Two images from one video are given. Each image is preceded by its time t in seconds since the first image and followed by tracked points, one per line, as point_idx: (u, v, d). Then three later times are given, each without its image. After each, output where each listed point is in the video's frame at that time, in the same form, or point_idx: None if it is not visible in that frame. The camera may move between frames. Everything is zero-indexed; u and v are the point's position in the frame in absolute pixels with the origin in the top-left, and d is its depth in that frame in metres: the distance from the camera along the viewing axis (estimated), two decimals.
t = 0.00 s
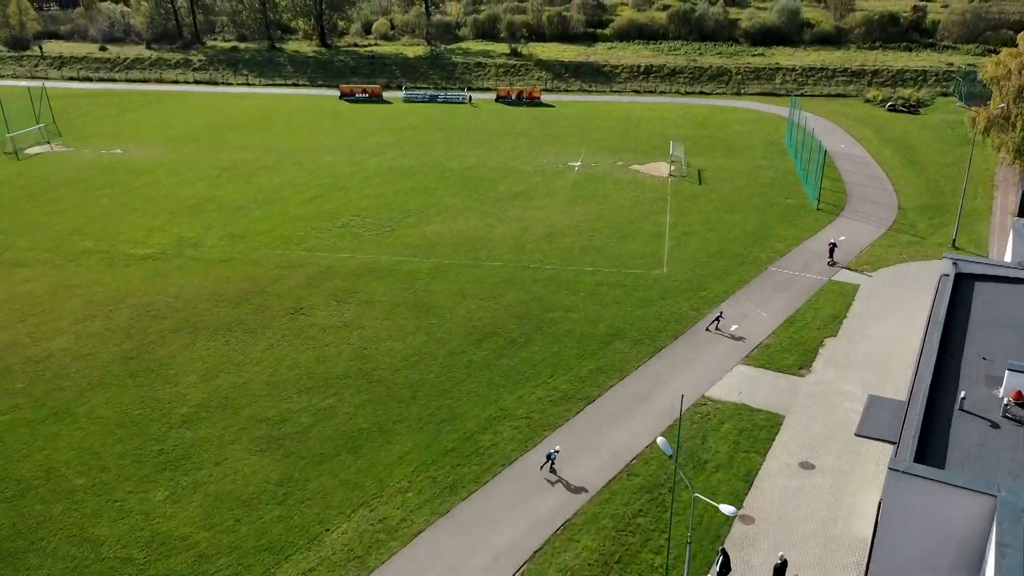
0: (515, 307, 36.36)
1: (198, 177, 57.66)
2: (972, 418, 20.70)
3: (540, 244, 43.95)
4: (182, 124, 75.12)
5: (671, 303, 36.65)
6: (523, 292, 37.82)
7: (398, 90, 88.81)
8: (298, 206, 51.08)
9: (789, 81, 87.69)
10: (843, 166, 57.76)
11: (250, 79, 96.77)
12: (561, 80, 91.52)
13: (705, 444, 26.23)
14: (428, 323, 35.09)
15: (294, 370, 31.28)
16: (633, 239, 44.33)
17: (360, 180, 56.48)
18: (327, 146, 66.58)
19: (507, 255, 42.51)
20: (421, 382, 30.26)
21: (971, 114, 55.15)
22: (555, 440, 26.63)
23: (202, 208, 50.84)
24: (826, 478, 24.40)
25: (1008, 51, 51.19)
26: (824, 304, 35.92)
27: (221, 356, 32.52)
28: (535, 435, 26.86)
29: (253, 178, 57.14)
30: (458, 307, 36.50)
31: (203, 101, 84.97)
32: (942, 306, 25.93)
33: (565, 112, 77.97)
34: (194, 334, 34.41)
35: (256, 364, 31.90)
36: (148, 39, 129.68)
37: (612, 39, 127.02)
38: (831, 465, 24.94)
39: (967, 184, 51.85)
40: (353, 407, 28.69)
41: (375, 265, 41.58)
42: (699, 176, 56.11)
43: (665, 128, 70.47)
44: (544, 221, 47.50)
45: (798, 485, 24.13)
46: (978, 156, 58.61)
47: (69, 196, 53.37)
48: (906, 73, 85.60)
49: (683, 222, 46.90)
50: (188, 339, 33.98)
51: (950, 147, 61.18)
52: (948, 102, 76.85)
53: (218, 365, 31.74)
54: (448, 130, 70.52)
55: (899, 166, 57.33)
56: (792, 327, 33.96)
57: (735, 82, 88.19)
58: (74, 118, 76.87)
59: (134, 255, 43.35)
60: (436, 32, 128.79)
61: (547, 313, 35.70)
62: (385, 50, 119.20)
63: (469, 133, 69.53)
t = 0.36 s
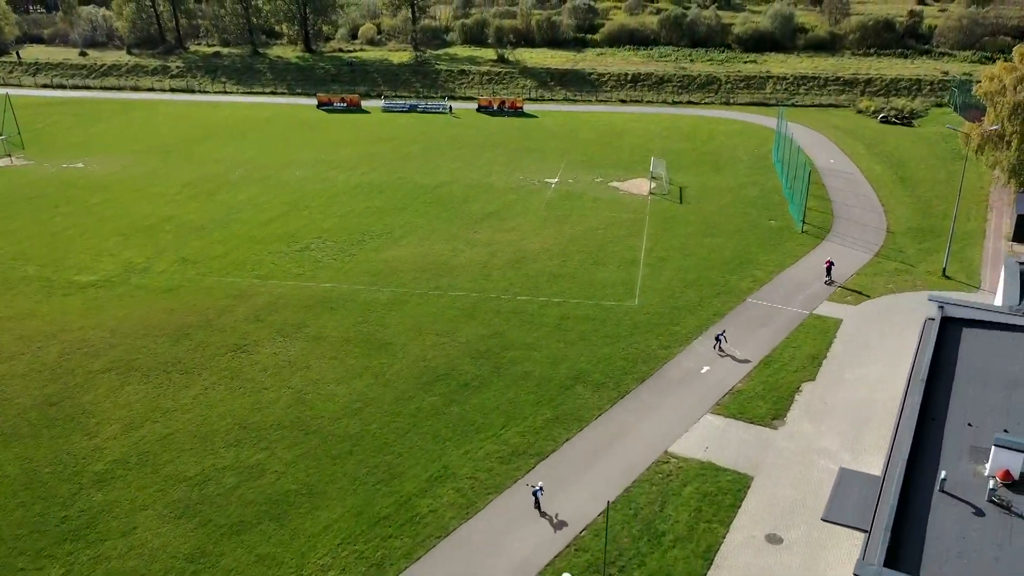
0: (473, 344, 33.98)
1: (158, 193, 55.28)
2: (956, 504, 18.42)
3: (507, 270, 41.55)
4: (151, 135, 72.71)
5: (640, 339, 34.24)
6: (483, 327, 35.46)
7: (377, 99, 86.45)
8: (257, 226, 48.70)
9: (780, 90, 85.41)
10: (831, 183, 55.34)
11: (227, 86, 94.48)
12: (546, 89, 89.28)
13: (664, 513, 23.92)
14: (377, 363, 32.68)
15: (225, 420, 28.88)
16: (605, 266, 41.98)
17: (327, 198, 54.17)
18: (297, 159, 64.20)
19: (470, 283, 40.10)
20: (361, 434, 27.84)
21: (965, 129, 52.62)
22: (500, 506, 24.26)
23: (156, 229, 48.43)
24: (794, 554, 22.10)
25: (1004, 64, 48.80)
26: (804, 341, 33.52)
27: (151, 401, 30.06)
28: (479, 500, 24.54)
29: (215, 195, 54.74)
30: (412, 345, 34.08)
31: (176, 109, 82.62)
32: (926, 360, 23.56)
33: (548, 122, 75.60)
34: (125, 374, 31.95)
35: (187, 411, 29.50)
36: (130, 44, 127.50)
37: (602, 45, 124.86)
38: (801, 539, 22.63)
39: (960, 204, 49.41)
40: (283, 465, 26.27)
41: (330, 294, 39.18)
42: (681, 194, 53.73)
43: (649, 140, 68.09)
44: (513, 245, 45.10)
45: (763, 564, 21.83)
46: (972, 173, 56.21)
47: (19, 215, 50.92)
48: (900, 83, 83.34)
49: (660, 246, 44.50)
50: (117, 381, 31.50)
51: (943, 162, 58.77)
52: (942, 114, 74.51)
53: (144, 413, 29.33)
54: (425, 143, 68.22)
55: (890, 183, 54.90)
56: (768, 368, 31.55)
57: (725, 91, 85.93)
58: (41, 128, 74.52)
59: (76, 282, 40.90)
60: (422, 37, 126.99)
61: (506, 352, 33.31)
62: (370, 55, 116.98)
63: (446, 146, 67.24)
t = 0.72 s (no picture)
0: (420, 386, 31.77)
1: (113, 211, 53.12)
2: None
3: (466, 300, 39.40)
4: (117, 146, 70.52)
5: (600, 380, 32.03)
6: (433, 366, 33.23)
7: (355, 109, 84.30)
8: (211, 249, 46.53)
9: (769, 100, 83.32)
10: (815, 201, 53.15)
11: (203, 95, 92.37)
12: (529, 98, 87.22)
13: None
14: (314, 408, 30.43)
15: (140, 475, 26.62)
16: (570, 295, 39.83)
17: (289, 217, 52.04)
18: (264, 172, 62.03)
19: (426, 314, 37.94)
20: (286, 494, 25.65)
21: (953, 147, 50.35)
22: None
23: (105, 251, 46.21)
24: None
25: (993, 81, 46.54)
26: (773, 384, 31.31)
27: (64, 453, 27.85)
28: None
29: (173, 214, 52.57)
30: (354, 386, 31.83)
31: (147, 118, 80.46)
32: (895, 426, 21.35)
33: (527, 134, 73.47)
34: (41, 421, 29.69)
35: (100, 464, 27.25)
36: (112, 49, 125.48)
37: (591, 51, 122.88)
38: None
39: (947, 226, 47.21)
40: (196, 532, 24.07)
41: (275, 327, 37.00)
42: (657, 213, 51.55)
43: (630, 154, 65.97)
44: (476, 271, 42.97)
45: None
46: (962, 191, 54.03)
47: None
48: (890, 93, 81.21)
49: (630, 273, 42.32)
50: (32, 430, 29.25)
51: (931, 179, 56.61)
52: (933, 126, 72.39)
53: (54, 467, 27.06)
54: (398, 156, 66.09)
55: (875, 201, 52.72)
56: (733, 416, 29.34)
57: (711, 100, 83.86)
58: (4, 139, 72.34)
59: (10, 312, 38.68)
60: (408, 43, 125.20)
61: (454, 395, 31.07)
62: (354, 62, 114.98)
63: (420, 159, 65.13)
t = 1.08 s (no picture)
0: (358, 430, 29.71)
1: (65, 230, 51.20)
2: None
3: (419, 330, 37.43)
4: (81, 157, 68.53)
5: (550, 424, 30.03)
6: (375, 407, 31.18)
7: (331, 118, 82.34)
8: (160, 271, 44.60)
9: (755, 109, 81.39)
10: (795, 219, 51.12)
11: (178, 102, 90.46)
12: (510, 106, 85.32)
13: None
14: (241, 455, 28.35)
15: (42, 537, 24.59)
16: (529, 324, 37.89)
17: (247, 236, 50.08)
18: (228, 186, 60.09)
19: (374, 346, 35.95)
20: (196, 560, 23.65)
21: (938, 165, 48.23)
22: None
23: (48, 274, 44.27)
24: None
25: (978, 98, 44.45)
26: (733, 431, 29.38)
27: None
28: None
29: (126, 232, 50.63)
30: (288, 430, 29.77)
31: (117, 127, 78.53)
32: (848, 501, 19.40)
33: (505, 145, 71.49)
34: None
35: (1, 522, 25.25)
36: (92, 53, 123.72)
37: (579, 57, 121.04)
38: None
39: (930, 248, 45.19)
40: None
41: (214, 359, 34.99)
42: (629, 233, 49.58)
43: (607, 166, 63.98)
44: (433, 296, 41.01)
45: None
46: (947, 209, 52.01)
47: None
48: (879, 103, 79.25)
49: (594, 299, 40.38)
50: None
51: (917, 197, 54.59)
52: (921, 138, 70.42)
53: None
54: (369, 169, 64.15)
55: (857, 220, 50.70)
56: (688, 467, 27.40)
57: (696, 109, 81.92)
58: None
59: None
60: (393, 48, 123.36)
61: (392, 441, 29.01)
62: (337, 67, 113.15)
63: (390, 172, 63.11)
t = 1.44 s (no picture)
0: (291, 474, 27.96)
1: (16, 247, 49.41)
2: None
3: (369, 360, 35.62)
4: (45, 166, 66.73)
5: (495, 467, 28.26)
6: (312, 447, 29.42)
7: (307, 125, 80.53)
8: (108, 293, 42.81)
9: (741, 117, 79.61)
10: (773, 237, 49.27)
11: (153, 108, 88.55)
12: (492, 114, 83.53)
13: None
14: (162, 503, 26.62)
15: None
16: (486, 354, 36.08)
17: (204, 253, 48.27)
18: (192, 199, 58.28)
19: (320, 378, 34.14)
20: None
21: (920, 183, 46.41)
22: None
23: None
24: None
25: (961, 114, 42.60)
26: (689, 477, 27.65)
27: None
28: None
29: (80, 250, 48.80)
30: (216, 474, 28.02)
31: (87, 135, 76.71)
32: None
33: (482, 155, 69.64)
34: None
35: None
36: (74, 57, 121.84)
37: (566, 62, 119.22)
38: None
39: (910, 271, 43.41)
40: None
41: (149, 392, 33.18)
42: (600, 253, 47.80)
43: (585, 177, 62.12)
44: (389, 322, 39.23)
45: None
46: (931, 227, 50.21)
47: None
48: (867, 111, 77.48)
49: (556, 326, 38.58)
50: None
51: (901, 213, 52.75)
52: (909, 148, 68.66)
53: None
54: (340, 181, 62.38)
55: (837, 238, 48.87)
56: (638, 519, 25.69)
57: (681, 118, 80.13)
58: None
59: None
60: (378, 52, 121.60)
61: (325, 488, 27.26)
62: (320, 72, 111.35)
63: (361, 184, 61.35)
